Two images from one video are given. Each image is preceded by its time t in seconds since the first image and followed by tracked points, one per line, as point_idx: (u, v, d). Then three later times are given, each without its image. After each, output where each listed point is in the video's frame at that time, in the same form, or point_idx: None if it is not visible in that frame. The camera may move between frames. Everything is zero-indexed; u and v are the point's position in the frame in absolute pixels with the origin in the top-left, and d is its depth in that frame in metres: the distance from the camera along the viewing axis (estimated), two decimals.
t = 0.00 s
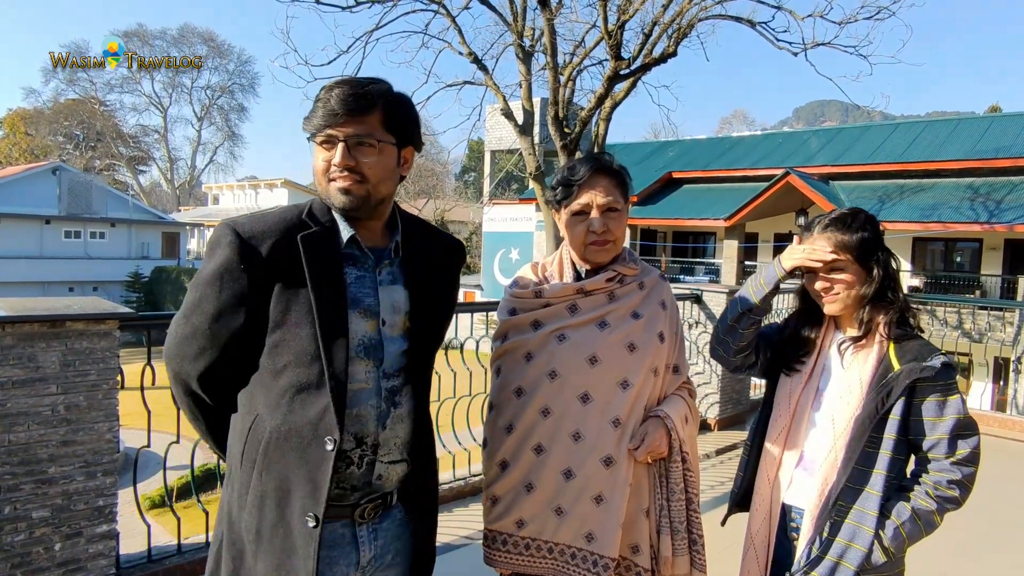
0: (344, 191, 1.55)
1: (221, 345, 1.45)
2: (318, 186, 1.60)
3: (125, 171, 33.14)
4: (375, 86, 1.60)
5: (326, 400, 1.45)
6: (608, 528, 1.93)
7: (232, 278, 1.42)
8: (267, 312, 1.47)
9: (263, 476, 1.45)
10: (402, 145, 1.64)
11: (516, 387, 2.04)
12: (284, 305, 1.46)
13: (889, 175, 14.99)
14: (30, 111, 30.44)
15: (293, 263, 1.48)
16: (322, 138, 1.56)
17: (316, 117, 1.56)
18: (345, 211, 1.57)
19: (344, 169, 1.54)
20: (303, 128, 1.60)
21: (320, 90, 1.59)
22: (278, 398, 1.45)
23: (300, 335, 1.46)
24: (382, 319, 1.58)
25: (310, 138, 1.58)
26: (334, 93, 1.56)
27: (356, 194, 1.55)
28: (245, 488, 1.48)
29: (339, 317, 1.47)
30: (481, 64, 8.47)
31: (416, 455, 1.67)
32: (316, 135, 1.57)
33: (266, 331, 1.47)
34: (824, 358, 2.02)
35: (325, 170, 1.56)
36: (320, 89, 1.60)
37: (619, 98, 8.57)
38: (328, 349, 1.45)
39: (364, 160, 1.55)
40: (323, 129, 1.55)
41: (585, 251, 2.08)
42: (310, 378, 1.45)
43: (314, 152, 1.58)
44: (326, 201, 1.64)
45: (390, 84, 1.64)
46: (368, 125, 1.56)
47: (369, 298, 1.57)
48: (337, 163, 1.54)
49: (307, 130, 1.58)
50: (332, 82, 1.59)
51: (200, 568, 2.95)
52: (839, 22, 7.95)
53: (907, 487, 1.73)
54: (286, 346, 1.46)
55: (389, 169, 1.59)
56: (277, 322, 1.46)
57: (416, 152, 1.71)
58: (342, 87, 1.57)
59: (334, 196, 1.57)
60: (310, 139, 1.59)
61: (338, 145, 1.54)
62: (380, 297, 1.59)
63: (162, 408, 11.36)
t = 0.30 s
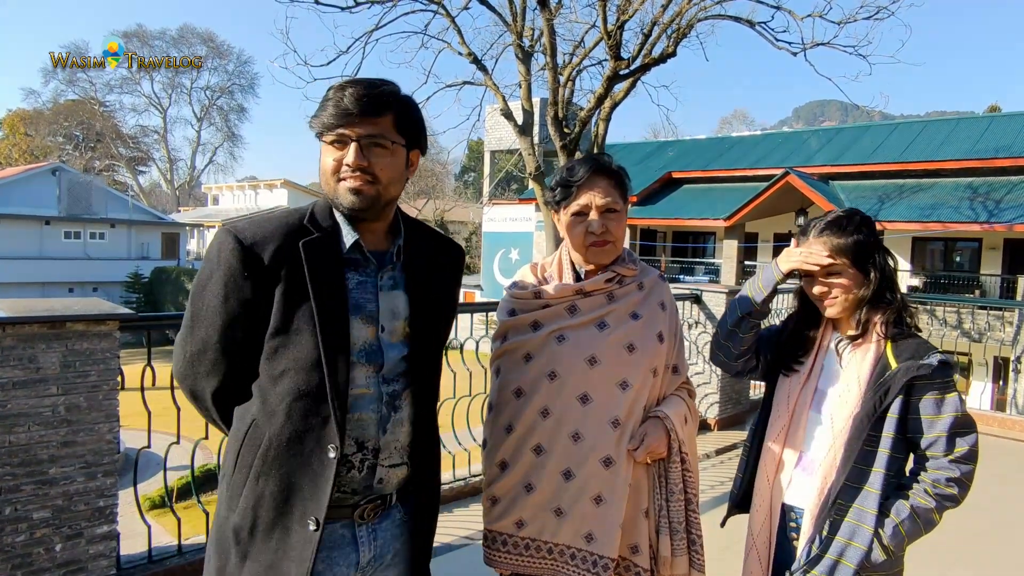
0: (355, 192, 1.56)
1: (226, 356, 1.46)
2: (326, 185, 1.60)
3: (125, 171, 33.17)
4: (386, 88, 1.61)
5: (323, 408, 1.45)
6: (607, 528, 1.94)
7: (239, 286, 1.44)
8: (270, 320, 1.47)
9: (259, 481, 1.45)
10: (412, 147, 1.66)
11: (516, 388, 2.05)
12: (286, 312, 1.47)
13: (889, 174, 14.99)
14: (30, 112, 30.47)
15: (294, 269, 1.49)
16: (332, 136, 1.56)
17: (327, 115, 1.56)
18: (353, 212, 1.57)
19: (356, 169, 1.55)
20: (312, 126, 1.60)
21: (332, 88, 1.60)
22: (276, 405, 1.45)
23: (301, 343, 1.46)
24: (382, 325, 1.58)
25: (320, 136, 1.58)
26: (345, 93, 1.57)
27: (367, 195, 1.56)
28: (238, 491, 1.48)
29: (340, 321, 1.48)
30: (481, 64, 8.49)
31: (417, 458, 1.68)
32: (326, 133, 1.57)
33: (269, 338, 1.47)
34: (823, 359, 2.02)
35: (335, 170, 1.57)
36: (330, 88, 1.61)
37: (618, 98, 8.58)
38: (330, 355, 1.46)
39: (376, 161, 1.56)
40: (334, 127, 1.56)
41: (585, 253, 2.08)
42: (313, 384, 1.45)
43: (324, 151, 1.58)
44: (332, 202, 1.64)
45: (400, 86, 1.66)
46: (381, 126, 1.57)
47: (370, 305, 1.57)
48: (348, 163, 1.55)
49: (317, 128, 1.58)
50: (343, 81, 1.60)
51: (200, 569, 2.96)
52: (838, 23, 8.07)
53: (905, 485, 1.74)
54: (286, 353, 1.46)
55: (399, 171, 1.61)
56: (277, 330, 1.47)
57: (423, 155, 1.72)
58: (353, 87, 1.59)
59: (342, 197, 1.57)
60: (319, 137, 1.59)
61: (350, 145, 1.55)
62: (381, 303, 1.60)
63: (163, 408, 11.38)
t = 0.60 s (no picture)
0: (358, 192, 1.56)
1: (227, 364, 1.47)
2: (328, 186, 1.60)
3: (124, 172, 33.19)
4: (389, 87, 1.62)
5: (327, 414, 1.46)
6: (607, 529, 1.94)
7: (240, 294, 1.44)
8: (271, 328, 1.48)
9: (262, 488, 1.45)
10: (415, 148, 1.67)
11: (517, 389, 2.05)
12: (288, 320, 1.47)
13: (888, 174, 15.00)
14: (30, 113, 30.50)
15: (296, 275, 1.49)
16: (335, 136, 1.57)
17: (329, 114, 1.57)
18: (356, 212, 1.57)
19: (360, 169, 1.55)
20: (314, 125, 1.60)
21: (334, 88, 1.60)
22: (278, 412, 1.45)
23: (303, 350, 1.47)
24: (383, 330, 1.59)
25: (323, 136, 1.59)
26: (348, 91, 1.58)
27: (370, 195, 1.56)
28: (241, 497, 1.49)
29: (340, 325, 1.49)
30: (480, 64, 8.49)
31: (419, 462, 1.69)
32: (328, 133, 1.58)
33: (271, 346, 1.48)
34: (822, 360, 2.03)
35: (338, 170, 1.57)
36: (331, 87, 1.62)
37: (618, 99, 8.59)
38: (333, 361, 1.46)
39: (380, 161, 1.57)
40: (337, 126, 1.56)
41: (587, 254, 2.08)
42: (315, 392, 1.46)
43: (327, 151, 1.59)
44: (333, 204, 1.64)
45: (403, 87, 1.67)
46: (385, 125, 1.58)
47: (372, 309, 1.58)
48: (352, 162, 1.55)
49: (319, 128, 1.59)
50: (345, 80, 1.61)
51: (201, 569, 2.96)
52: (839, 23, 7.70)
53: (902, 486, 1.74)
54: (288, 360, 1.47)
55: (402, 171, 1.62)
56: (279, 337, 1.47)
57: (424, 155, 1.73)
58: (356, 86, 1.60)
59: (346, 196, 1.57)
60: (322, 137, 1.59)
61: (354, 144, 1.56)
62: (382, 307, 1.60)
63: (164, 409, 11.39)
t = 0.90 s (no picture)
0: (355, 189, 1.56)
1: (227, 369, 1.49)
2: (324, 187, 1.60)
3: (124, 173, 33.18)
4: (381, 87, 1.64)
5: (327, 419, 1.47)
6: (607, 530, 1.95)
7: (237, 302, 1.46)
8: (269, 334, 1.49)
9: (265, 494, 1.46)
10: (408, 146, 1.68)
11: (516, 392, 2.06)
12: (285, 326, 1.48)
13: (888, 175, 15.01)
14: (31, 114, 30.50)
15: (294, 282, 1.50)
16: (328, 136, 1.58)
17: (322, 114, 1.58)
18: (352, 210, 1.58)
19: (355, 166, 1.56)
20: (307, 129, 1.62)
21: (324, 89, 1.62)
22: (278, 418, 1.46)
23: (301, 356, 1.48)
24: (382, 333, 1.60)
25: (316, 138, 1.60)
26: (339, 92, 1.60)
27: (367, 191, 1.57)
28: (244, 503, 1.50)
29: (339, 330, 1.49)
30: (480, 65, 8.50)
31: (421, 466, 1.70)
32: (321, 134, 1.59)
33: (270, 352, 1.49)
34: (819, 363, 2.03)
35: (333, 169, 1.58)
36: (322, 90, 1.64)
37: (618, 99, 8.60)
38: (331, 367, 1.47)
39: (374, 157, 1.57)
40: (330, 126, 1.57)
41: (586, 258, 2.09)
42: (314, 397, 1.47)
43: (322, 152, 1.60)
44: (328, 207, 1.65)
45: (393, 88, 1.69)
46: (377, 122, 1.59)
47: (370, 313, 1.59)
48: (347, 160, 1.56)
49: (311, 130, 1.60)
50: (336, 82, 1.63)
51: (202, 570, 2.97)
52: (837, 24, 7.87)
53: (897, 488, 1.75)
54: (288, 366, 1.48)
55: (397, 167, 1.63)
56: (277, 344, 1.48)
57: (417, 155, 1.74)
58: (347, 87, 1.61)
59: (342, 195, 1.58)
60: (315, 139, 1.61)
61: (348, 142, 1.57)
62: (380, 311, 1.61)
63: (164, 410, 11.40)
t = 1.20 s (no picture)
0: (344, 188, 1.55)
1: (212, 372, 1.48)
2: (312, 189, 1.59)
3: (124, 173, 33.16)
4: (369, 89, 1.65)
5: (313, 425, 1.46)
6: (596, 535, 1.94)
7: (222, 305, 1.46)
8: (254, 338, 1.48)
9: (250, 498, 1.45)
10: (396, 147, 1.68)
11: (505, 397, 2.05)
12: (270, 330, 1.47)
13: (887, 175, 15.01)
14: (31, 114, 30.48)
15: (278, 287, 1.49)
16: (317, 136, 1.57)
17: (310, 115, 1.58)
18: (343, 208, 1.56)
19: (344, 165, 1.55)
20: (295, 131, 1.61)
21: (312, 91, 1.62)
22: (264, 422, 1.45)
23: (287, 360, 1.47)
24: (368, 336, 1.59)
25: (305, 139, 1.59)
26: (327, 93, 1.60)
27: (356, 190, 1.56)
28: (230, 508, 1.49)
29: (325, 335, 1.48)
30: (479, 66, 8.52)
31: (408, 470, 1.69)
32: (309, 135, 1.58)
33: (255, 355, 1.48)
34: (809, 366, 2.03)
35: (322, 169, 1.56)
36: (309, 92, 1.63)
37: (618, 100, 8.60)
38: (317, 370, 1.46)
39: (364, 157, 1.56)
40: (318, 127, 1.57)
41: (576, 261, 2.08)
42: (300, 401, 1.46)
43: (310, 153, 1.58)
44: (317, 210, 1.64)
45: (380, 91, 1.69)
46: (365, 121, 1.59)
47: (357, 316, 1.58)
48: (336, 159, 1.55)
49: (300, 132, 1.60)
50: (324, 84, 1.63)
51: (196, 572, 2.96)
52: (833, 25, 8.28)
53: (887, 493, 1.74)
54: (273, 370, 1.47)
55: (386, 168, 1.62)
56: (262, 347, 1.47)
57: (405, 158, 1.73)
58: (335, 88, 1.62)
59: (331, 195, 1.56)
60: (304, 141, 1.60)
61: (336, 142, 1.56)
62: (366, 314, 1.60)
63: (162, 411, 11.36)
